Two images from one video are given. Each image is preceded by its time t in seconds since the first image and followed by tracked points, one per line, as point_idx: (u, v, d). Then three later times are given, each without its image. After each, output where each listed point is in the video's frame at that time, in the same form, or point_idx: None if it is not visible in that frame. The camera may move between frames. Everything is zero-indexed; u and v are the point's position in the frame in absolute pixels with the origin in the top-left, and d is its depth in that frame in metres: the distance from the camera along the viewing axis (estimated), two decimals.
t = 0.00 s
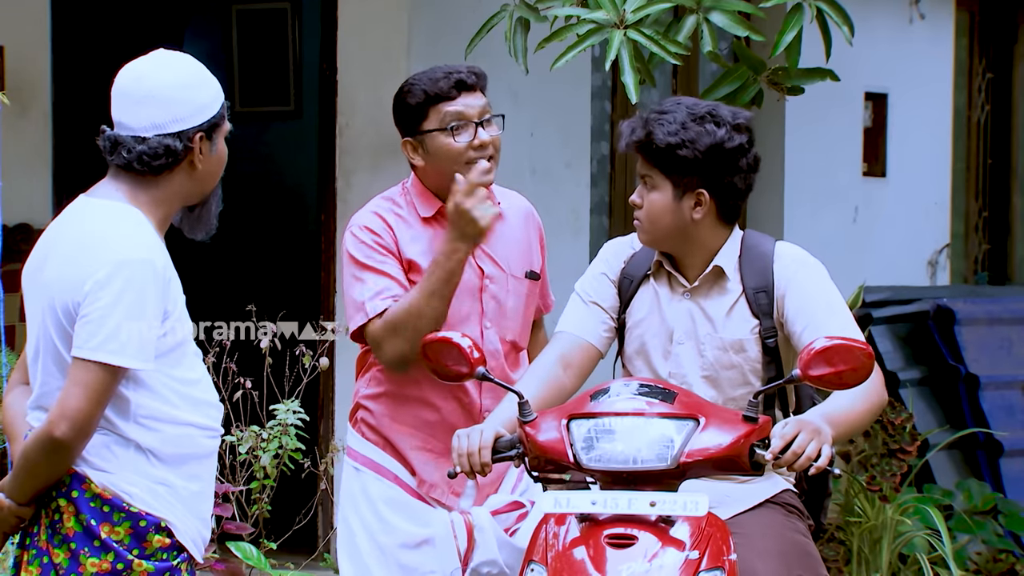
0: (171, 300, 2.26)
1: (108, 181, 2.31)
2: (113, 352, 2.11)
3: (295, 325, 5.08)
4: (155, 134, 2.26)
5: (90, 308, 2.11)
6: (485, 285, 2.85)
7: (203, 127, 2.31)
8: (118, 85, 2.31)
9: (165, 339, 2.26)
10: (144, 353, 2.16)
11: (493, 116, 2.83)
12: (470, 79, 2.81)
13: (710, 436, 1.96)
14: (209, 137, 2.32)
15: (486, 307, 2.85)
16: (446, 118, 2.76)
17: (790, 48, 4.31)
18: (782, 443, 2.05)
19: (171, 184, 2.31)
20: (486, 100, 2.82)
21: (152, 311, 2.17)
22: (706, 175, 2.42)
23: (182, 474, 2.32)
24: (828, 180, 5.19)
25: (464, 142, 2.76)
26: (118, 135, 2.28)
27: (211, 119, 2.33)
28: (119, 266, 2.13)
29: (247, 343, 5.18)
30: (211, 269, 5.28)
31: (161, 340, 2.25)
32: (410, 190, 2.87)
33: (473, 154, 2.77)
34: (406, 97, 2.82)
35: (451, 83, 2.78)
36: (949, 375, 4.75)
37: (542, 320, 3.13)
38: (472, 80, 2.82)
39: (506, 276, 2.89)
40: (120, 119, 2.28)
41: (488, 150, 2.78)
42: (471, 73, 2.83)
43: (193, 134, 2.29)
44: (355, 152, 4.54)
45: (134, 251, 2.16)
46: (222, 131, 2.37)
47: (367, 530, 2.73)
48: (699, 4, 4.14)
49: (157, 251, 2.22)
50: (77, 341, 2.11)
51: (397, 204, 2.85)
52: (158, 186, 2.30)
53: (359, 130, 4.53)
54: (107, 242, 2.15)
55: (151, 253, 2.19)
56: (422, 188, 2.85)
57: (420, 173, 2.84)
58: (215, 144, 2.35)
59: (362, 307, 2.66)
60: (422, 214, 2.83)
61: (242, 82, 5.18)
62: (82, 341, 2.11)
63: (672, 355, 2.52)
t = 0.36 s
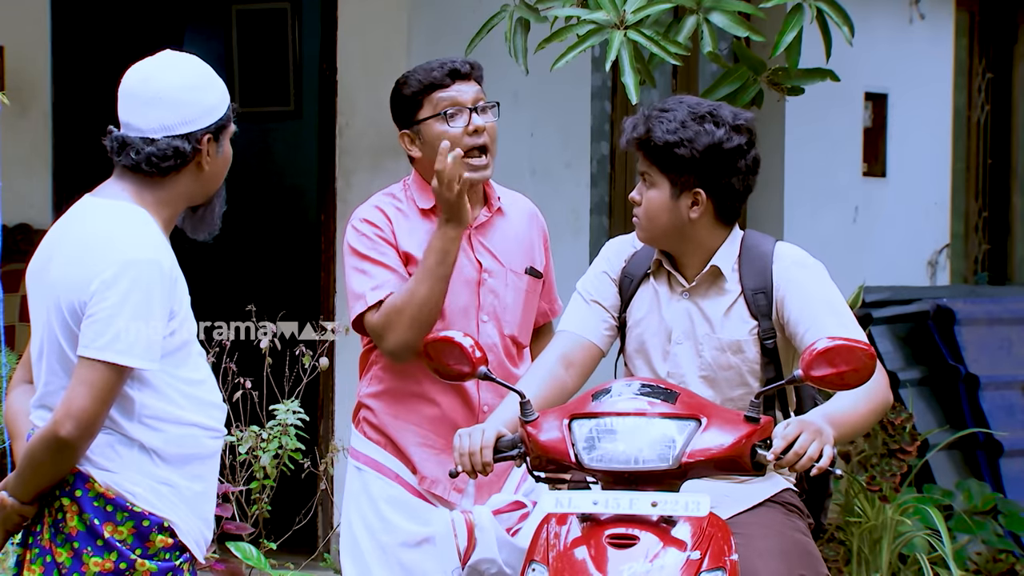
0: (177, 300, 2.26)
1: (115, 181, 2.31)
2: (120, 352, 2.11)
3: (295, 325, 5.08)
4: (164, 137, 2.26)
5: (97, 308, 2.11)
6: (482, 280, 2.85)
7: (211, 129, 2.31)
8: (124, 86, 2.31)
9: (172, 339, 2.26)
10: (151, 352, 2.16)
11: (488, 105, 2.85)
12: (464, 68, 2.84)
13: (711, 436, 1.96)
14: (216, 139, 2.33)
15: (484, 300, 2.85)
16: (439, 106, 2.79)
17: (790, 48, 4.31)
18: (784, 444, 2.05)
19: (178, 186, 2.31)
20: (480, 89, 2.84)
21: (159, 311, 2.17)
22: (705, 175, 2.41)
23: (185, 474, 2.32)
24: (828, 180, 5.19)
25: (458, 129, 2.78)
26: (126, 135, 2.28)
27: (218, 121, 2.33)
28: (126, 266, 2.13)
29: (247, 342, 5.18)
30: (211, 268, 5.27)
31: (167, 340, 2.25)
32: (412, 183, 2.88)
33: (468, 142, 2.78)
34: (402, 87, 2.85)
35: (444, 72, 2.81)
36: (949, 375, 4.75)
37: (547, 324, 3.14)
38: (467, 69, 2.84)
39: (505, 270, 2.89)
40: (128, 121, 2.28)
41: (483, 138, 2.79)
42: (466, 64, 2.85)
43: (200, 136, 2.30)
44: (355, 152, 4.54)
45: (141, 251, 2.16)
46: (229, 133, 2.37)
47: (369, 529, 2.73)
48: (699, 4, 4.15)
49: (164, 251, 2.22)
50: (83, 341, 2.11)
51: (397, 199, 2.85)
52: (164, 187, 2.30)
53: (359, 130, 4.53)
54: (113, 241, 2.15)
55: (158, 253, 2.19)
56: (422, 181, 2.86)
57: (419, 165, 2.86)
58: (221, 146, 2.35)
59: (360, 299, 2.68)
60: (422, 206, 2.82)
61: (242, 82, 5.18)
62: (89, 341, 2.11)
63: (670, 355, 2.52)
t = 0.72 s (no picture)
0: (178, 300, 2.26)
1: (114, 181, 2.31)
2: (121, 353, 2.11)
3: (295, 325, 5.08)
4: (159, 133, 2.26)
5: (97, 308, 2.11)
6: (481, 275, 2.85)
7: (207, 126, 2.31)
8: (122, 84, 2.30)
9: (172, 339, 2.26)
10: (152, 353, 2.16)
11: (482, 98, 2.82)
12: (459, 62, 2.84)
13: (706, 435, 1.96)
14: (213, 135, 2.32)
15: (483, 298, 2.85)
16: (427, 98, 2.80)
17: (790, 48, 4.31)
18: (779, 442, 2.05)
19: (177, 183, 2.31)
20: (474, 82, 2.83)
21: (160, 312, 2.17)
22: (700, 175, 2.41)
23: (186, 474, 2.32)
24: (828, 180, 5.19)
25: (441, 121, 2.77)
26: (122, 134, 2.28)
27: (216, 118, 2.33)
28: (127, 267, 2.13)
29: (248, 343, 5.18)
30: (211, 268, 5.28)
31: (168, 340, 2.25)
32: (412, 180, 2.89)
33: (450, 132, 2.76)
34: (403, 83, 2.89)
35: (437, 65, 2.82)
36: (949, 375, 4.75)
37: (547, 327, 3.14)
38: (462, 63, 2.84)
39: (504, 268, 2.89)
40: (125, 119, 2.28)
41: (467, 127, 2.76)
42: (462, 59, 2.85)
43: (197, 132, 2.29)
44: (355, 152, 4.55)
45: (141, 252, 2.16)
46: (226, 129, 2.37)
47: (367, 528, 2.73)
48: (699, 4, 4.15)
49: (164, 252, 2.22)
50: (84, 342, 2.11)
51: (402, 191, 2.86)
52: (163, 185, 2.30)
53: (359, 130, 4.53)
54: (114, 241, 2.15)
55: (158, 253, 2.19)
56: (423, 176, 2.86)
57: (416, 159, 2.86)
58: (219, 143, 2.34)
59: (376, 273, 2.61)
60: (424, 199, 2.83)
61: (242, 82, 5.18)
62: (90, 342, 2.11)
63: (665, 356, 2.52)
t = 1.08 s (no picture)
0: (170, 301, 2.26)
1: (104, 183, 2.31)
2: (113, 355, 2.11)
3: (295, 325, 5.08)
4: (142, 130, 2.26)
5: (89, 311, 2.11)
6: (484, 280, 2.85)
7: (191, 120, 2.30)
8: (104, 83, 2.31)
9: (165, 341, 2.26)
10: (144, 355, 2.16)
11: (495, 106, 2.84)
12: (474, 69, 2.83)
13: (700, 435, 1.96)
14: (197, 129, 2.32)
15: (485, 301, 2.85)
16: (444, 105, 2.80)
17: (790, 48, 4.30)
18: (773, 441, 2.05)
19: (165, 179, 2.31)
20: (488, 91, 2.84)
21: (152, 313, 2.17)
22: (688, 175, 2.41)
23: (185, 473, 2.32)
24: (828, 181, 5.19)
25: (461, 127, 2.79)
26: (107, 134, 2.28)
27: (197, 112, 2.32)
28: (118, 269, 2.13)
29: (248, 343, 5.18)
30: (210, 268, 5.28)
31: (161, 341, 2.25)
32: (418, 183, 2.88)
33: (467, 141, 2.78)
34: (412, 85, 2.87)
35: (453, 71, 2.82)
36: (949, 376, 4.74)
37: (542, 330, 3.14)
38: (476, 70, 2.84)
39: (507, 272, 2.89)
40: (108, 118, 2.28)
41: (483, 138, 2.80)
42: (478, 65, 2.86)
43: (181, 127, 2.29)
44: (355, 152, 4.54)
45: (133, 254, 2.16)
46: (212, 122, 2.36)
47: (368, 528, 2.72)
48: (699, 4, 4.15)
49: (156, 253, 2.22)
50: (77, 345, 2.11)
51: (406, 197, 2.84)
52: (152, 182, 2.30)
53: (359, 130, 4.53)
54: (107, 243, 2.15)
55: (150, 255, 2.19)
56: (428, 179, 2.85)
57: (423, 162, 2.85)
58: (205, 137, 2.34)
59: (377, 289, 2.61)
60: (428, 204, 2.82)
61: (241, 83, 5.18)
62: (82, 345, 2.11)
63: (657, 356, 2.52)
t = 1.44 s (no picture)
0: (159, 304, 2.26)
1: (92, 186, 2.31)
2: (101, 362, 2.11)
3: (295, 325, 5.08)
4: (132, 131, 2.25)
5: (76, 317, 2.11)
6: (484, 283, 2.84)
7: (182, 122, 2.30)
8: (95, 82, 2.30)
9: (154, 345, 2.25)
10: (133, 361, 2.16)
11: (492, 109, 2.81)
12: (467, 73, 2.80)
13: (690, 434, 1.97)
14: (188, 132, 2.31)
15: (485, 304, 2.85)
16: (443, 114, 2.75)
17: (790, 48, 4.30)
18: (762, 439, 2.05)
19: (152, 181, 2.31)
20: (483, 94, 2.80)
21: (139, 319, 2.17)
22: (678, 177, 2.41)
23: (178, 476, 2.32)
24: (827, 181, 5.19)
25: (461, 135, 2.74)
26: (96, 134, 2.27)
27: (191, 113, 2.32)
28: (103, 275, 2.13)
29: (248, 343, 5.18)
30: (210, 269, 5.29)
31: (150, 345, 2.24)
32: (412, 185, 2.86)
33: (471, 148, 2.75)
34: (404, 92, 2.81)
35: (447, 77, 2.78)
36: (949, 376, 4.74)
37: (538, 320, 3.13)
38: (468, 74, 2.81)
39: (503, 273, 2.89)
40: (98, 117, 2.27)
41: (486, 144, 2.76)
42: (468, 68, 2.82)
43: (172, 129, 2.28)
44: (355, 152, 4.54)
45: (120, 260, 2.15)
46: (202, 126, 2.36)
47: (371, 530, 2.72)
48: (699, 4, 4.15)
49: (143, 257, 2.21)
50: (64, 351, 2.11)
51: (404, 197, 2.82)
52: (139, 185, 2.30)
53: (359, 130, 4.53)
54: (94, 247, 2.15)
55: (136, 260, 2.18)
56: (422, 182, 2.84)
57: (420, 170, 2.82)
58: (195, 139, 2.34)
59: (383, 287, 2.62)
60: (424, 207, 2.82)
61: (241, 83, 5.19)
62: (70, 351, 2.11)
63: (649, 358, 2.52)
